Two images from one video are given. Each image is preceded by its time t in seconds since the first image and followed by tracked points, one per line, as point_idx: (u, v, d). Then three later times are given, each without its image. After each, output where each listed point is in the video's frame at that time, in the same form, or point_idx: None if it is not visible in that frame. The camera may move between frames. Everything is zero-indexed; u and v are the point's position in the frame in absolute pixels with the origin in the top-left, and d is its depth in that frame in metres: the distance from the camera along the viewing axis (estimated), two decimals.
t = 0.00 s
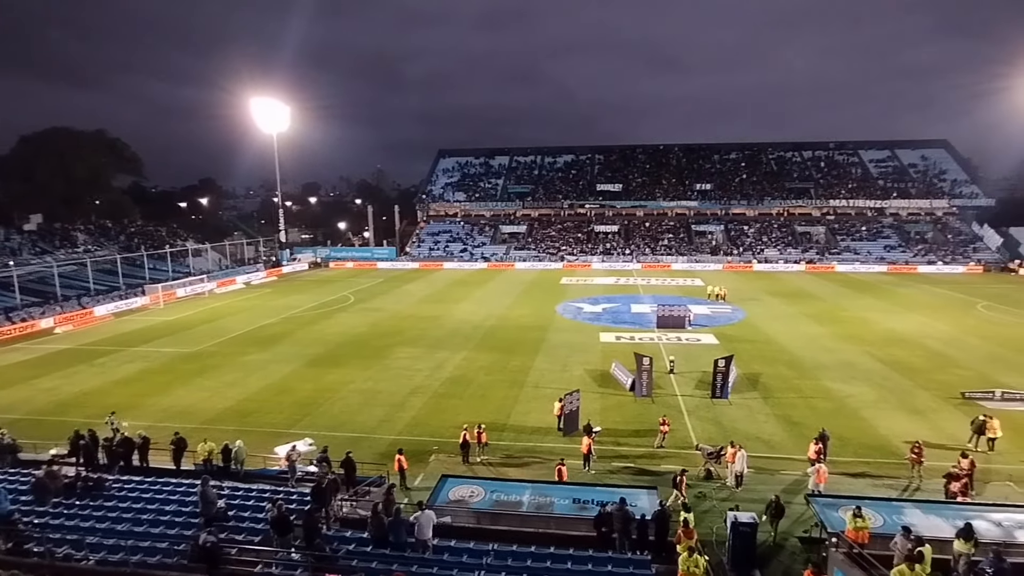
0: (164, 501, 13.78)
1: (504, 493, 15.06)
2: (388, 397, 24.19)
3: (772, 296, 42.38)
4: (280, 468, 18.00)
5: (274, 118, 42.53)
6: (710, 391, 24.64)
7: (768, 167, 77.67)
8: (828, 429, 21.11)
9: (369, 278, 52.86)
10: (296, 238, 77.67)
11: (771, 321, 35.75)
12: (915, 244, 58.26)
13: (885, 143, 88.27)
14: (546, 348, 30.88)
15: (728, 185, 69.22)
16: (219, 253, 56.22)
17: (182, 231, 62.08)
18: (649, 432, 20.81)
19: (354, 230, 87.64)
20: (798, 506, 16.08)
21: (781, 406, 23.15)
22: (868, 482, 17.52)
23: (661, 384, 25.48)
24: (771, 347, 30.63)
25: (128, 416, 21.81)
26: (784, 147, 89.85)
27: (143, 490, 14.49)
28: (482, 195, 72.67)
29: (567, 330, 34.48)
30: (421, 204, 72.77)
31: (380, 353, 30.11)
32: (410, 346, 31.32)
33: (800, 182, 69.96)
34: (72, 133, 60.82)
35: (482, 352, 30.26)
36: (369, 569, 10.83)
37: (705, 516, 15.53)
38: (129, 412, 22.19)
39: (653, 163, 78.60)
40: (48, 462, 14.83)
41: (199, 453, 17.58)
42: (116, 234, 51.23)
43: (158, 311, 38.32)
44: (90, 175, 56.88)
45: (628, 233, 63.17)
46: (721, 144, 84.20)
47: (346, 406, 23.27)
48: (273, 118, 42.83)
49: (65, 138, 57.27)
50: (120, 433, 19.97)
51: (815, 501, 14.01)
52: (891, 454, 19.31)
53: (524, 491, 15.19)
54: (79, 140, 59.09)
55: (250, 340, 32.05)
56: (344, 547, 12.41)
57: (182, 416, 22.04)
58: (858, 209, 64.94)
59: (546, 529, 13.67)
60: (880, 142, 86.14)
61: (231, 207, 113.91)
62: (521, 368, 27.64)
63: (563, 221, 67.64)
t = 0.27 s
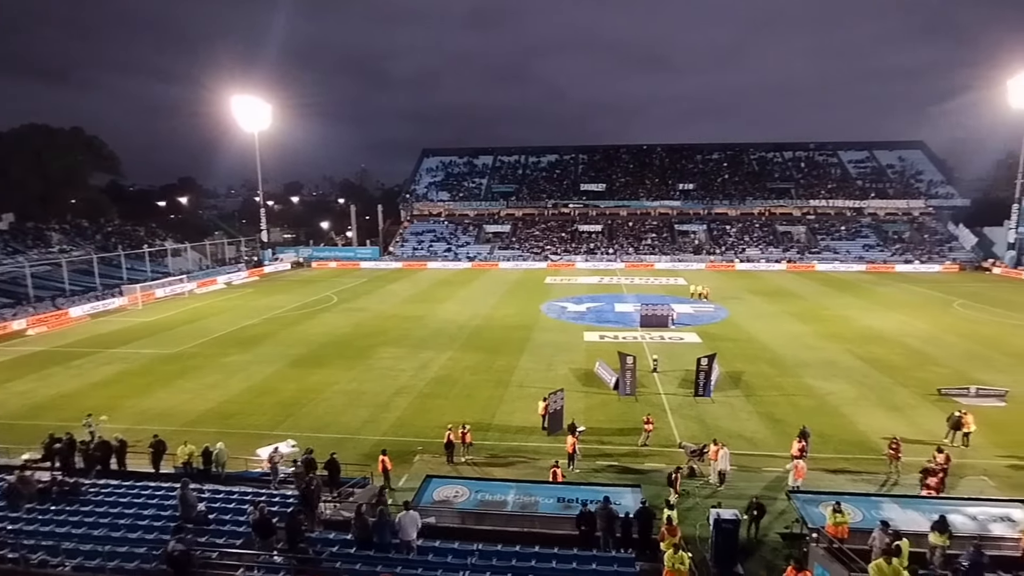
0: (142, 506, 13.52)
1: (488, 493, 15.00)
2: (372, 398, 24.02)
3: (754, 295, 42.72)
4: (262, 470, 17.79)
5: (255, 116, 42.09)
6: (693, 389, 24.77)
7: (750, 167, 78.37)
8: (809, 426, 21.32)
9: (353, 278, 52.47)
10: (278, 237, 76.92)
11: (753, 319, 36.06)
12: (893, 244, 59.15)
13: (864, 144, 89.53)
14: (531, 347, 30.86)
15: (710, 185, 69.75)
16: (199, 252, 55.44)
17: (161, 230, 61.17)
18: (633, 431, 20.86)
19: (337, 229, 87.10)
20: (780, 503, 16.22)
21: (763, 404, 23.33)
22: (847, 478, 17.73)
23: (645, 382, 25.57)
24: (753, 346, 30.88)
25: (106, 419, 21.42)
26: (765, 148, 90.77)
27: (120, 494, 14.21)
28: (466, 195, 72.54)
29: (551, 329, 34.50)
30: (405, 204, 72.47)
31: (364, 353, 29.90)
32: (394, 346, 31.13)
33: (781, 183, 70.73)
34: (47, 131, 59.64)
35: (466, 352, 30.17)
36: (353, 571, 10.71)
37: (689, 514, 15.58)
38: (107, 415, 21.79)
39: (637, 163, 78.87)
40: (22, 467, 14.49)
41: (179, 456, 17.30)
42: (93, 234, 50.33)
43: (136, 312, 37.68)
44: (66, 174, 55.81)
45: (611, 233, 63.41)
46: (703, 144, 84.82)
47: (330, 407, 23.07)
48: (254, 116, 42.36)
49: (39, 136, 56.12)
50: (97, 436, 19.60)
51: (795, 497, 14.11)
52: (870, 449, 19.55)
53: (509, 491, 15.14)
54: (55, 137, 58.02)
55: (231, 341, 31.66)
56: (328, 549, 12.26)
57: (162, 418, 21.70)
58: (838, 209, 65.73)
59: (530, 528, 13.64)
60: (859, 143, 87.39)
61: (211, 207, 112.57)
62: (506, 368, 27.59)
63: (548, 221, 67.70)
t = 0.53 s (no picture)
0: (117, 511, 13.22)
1: (470, 493, 14.95)
2: (353, 399, 23.79)
3: (733, 293, 43.11)
4: (241, 473, 17.53)
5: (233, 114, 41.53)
6: (674, 388, 24.89)
7: (730, 167, 79.08)
8: (788, 423, 21.56)
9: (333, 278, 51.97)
10: (257, 237, 76.03)
11: (733, 318, 36.37)
12: (869, 243, 60.08)
13: (840, 145, 90.85)
14: (513, 347, 30.82)
15: (691, 185, 70.25)
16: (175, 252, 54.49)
17: (136, 230, 60.05)
18: (615, 429, 20.91)
19: (317, 229, 86.31)
20: (760, 500, 16.37)
21: (743, 401, 23.53)
22: (825, 473, 17.96)
23: (626, 381, 25.65)
24: (733, 344, 31.14)
25: (79, 423, 20.95)
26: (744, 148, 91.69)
27: (94, 500, 13.88)
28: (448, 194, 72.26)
29: (533, 328, 34.49)
30: (386, 203, 72.01)
31: (345, 354, 29.64)
32: (375, 347, 30.89)
33: (759, 183, 71.48)
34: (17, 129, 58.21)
35: (448, 352, 30.03)
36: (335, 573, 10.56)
37: (670, 511, 15.66)
38: (80, 419, 21.32)
39: (618, 163, 79.25)
40: None
41: (154, 460, 16.97)
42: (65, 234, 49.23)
43: (110, 313, 36.93)
44: (36, 172, 54.51)
45: (593, 232, 63.61)
46: (684, 145, 85.41)
47: (310, 408, 22.81)
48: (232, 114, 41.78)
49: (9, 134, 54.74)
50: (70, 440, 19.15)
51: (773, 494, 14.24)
52: (847, 445, 19.82)
53: (491, 491, 15.11)
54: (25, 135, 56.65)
55: (209, 342, 31.18)
56: (308, 552, 12.09)
57: (138, 421, 21.29)
58: (815, 209, 66.66)
59: (513, 528, 13.61)
60: (835, 144, 88.66)
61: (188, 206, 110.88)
62: (488, 368, 27.51)
63: (529, 220, 67.69)
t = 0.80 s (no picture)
0: (89, 518, 12.89)
1: (451, 493, 14.89)
2: (332, 400, 23.51)
3: (712, 292, 43.51)
4: (218, 477, 17.22)
5: (209, 113, 40.83)
6: (653, 386, 24.99)
7: (707, 167, 79.80)
8: (766, 420, 21.79)
9: (312, 278, 51.41)
10: (233, 237, 74.97)
11: (712, 316, 36.67)
12: (843, 242, 61.10)
13: (815, 146, 92.15)
14: (494, 346, 30.73)
15: (669, 185, 70.78)
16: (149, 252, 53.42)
17: (108, 231, 58.77)
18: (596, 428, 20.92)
19: (295, 229, 85.38)
20: (738, 496, 16.51)
21: (722, 399, 23.71)
22: (802, 469, 18.19)
23: (606, 380, 25.69)
24: (711, 342, 31.41)
25: (49, 428, 20.41)
26: (722, 149, 92.60)
27: (64, 507, 13.51)
28: (428, 194, 71.94)
29: (514, 328, 34.44)
30: (365, 203, 71.49)
31: (324, 355, 29.30)
32: (354, 347, 30.60)
33: (737, 184, 72.23)
34: None
35: (428, 352, 29.84)
36: None
37: (650, 509, 15.75)
38: (50, 424, 20.76)
39: (598, 163, 79.63)
40: None
41: (128, 465, 16.58)
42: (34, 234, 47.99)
43: (81, 315, 36.07)
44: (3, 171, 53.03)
45: (573, 232, 63.79)
46: (662, 145, 85.97)
47: (288, 410, 22.50)
48: (207, 112, 41.04)
49: None
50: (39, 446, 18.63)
51: (753, 490, 14.36)
52: (823, 441, 20.07)
53: (473, 491, 15.05)
54: None
55: (185, 344, 30.63)
56: (287, 556, 11.89)
57: (110, 426, 20.81)
58: (790, 209, 67.66)
59: (494, 527, 13.57)
60: (810, 145, 89.95)
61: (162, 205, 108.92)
62: (468, 368, 27.40)
63: (510, 220, 67.69)
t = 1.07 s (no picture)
0: (61, 524, 12.56)
1: (433, 494, 15.02)
2: (312, 401, 23.23)
3: (691, 291, 43.81)
4: (195, 480, 16.93)
5: (184, 111, 40.19)
6: (634, 385, 25.07)
7: (686, 167, 80.38)
8: (745, 417, 21.96)
9: (290, 278, 50.83)
10: (210, 237, 73.81)
11: (691, 315, 36.92)
12: (819, 241, 62.00)
13: (791, 147, 93.31)
14: (475, 346, 30.63)
15: (649, 185, 71.21)
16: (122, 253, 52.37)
17: (79, 231, 57.49)
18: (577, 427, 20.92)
19: (273, 229, 84.37)
20: (718, 492, 16.60)
21: (702, 397, 23.85)
22: (780, 465, 18.34)
23: (587, 379, 25.72)
24: (691, 340, 31.63)
25: (19, 434, 19.88)
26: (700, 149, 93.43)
27: (35, 514, 13.16)
28: (408, 194, 71.55)
29: (494, 327, 34.36)
30: (344, 202, 70.89)
31: (303, 356, 28.96)
32: (334, 348, 30.28)
33: (715, 184, 72.90)
34: None
35: (408, 352, 29.64)
36: None
37: (631, 506, 15.80)
38: (19, 429, 20.23)
39: (578, 162, 79.76)
40: None
41: (101, 470, 16.20)
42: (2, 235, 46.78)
43: (52, 317, 35.24)
44: None
45: (553, 232, 63.90)
46: (642, 145, 86.46)
47: (267, 412, 22.18)
48: (182, 110, 40.36)
49: None
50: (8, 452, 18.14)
51: (732, 486, 14.80)
52: (801, 437, 20.29)
53: (455, 491, 15.16)
54: None
55: (160, 346, 30.09)
56: (266, 559, 11.68)
57: (83, 430, 20.34)
58: (767, 208, 68.43)
59: (476, 526, 13.51)
60: (787, 146, 91.08)
61: (135, 204, 106.84)
62: (449, 368, 27.27)
63: (490, 220, 67.57)
